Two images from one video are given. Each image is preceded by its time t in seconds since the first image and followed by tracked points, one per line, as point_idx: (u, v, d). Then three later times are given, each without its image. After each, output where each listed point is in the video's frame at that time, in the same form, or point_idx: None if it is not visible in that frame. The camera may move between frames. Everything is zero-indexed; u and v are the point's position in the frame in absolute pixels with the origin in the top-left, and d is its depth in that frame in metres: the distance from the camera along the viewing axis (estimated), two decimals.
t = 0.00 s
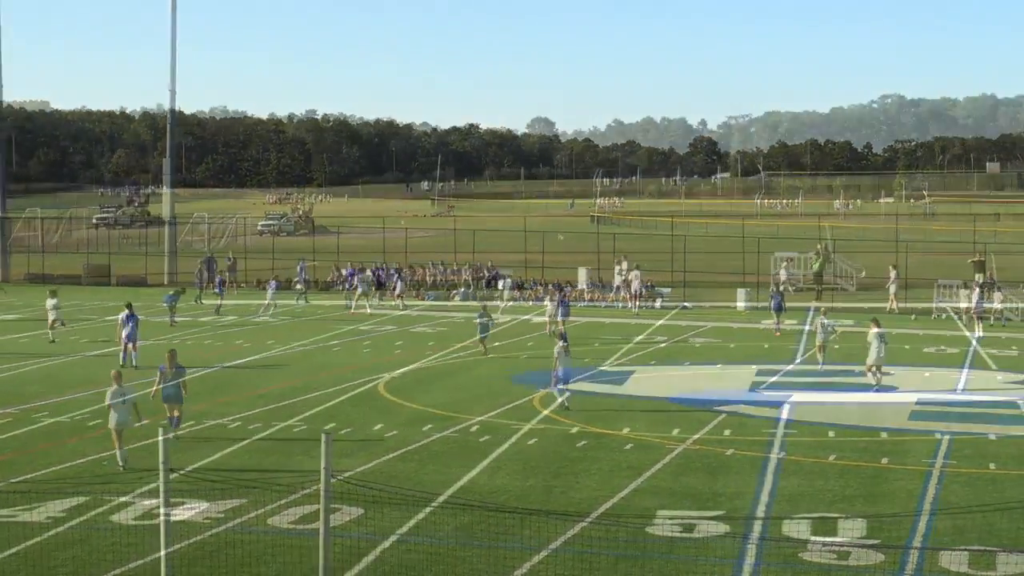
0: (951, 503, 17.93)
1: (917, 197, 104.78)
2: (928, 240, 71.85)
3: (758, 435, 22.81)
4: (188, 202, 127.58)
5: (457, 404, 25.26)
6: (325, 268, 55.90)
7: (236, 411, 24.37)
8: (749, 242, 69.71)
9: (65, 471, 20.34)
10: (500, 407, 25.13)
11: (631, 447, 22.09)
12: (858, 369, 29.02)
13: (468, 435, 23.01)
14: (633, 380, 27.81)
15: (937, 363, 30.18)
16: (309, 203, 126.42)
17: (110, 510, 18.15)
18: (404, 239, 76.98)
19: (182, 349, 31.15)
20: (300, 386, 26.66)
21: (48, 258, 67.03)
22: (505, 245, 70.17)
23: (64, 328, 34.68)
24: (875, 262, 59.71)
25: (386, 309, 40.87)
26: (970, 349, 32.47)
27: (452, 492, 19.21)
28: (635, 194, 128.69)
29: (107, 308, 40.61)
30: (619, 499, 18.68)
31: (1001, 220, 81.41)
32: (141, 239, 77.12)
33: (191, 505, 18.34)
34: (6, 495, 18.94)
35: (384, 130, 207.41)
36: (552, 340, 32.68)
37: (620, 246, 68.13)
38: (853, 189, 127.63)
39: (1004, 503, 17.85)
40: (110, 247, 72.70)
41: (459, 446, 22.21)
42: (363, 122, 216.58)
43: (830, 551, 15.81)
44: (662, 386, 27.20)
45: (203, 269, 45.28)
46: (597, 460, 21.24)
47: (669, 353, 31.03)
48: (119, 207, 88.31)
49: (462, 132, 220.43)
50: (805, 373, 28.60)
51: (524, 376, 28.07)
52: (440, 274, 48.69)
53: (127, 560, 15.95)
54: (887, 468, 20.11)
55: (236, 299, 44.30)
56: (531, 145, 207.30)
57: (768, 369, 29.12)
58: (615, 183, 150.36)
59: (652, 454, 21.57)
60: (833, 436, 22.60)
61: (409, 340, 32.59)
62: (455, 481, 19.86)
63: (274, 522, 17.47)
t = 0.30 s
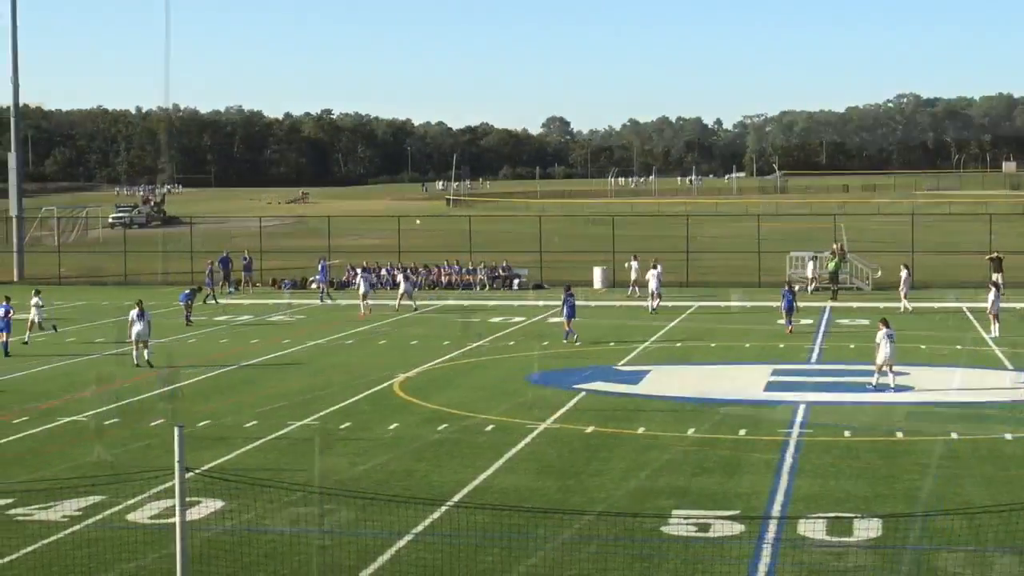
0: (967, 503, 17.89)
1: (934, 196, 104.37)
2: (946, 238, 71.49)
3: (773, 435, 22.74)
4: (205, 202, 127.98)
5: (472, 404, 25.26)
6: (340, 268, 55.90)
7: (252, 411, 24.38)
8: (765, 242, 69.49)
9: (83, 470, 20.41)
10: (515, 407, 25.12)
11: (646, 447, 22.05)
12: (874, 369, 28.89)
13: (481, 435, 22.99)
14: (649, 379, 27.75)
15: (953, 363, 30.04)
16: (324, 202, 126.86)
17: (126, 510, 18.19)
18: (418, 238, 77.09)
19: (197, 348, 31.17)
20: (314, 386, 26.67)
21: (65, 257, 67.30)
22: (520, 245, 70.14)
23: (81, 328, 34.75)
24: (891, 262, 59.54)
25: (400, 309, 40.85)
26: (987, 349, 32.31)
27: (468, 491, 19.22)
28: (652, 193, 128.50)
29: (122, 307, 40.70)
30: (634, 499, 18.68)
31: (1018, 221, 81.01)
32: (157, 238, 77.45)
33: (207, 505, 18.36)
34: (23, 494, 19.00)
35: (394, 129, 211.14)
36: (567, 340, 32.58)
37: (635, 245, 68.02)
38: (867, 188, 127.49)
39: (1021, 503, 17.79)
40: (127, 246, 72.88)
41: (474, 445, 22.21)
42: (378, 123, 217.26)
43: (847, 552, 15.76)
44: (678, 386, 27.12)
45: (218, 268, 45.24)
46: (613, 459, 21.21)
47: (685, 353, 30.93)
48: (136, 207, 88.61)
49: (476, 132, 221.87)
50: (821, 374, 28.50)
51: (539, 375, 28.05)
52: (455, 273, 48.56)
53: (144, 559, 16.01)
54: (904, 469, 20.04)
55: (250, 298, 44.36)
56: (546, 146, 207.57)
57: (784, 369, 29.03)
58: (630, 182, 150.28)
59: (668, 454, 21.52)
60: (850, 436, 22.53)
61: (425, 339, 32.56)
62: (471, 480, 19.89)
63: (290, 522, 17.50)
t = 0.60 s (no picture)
0: (984, 502, 17.81)
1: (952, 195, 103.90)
2: (963, 237, 71.12)
3: (789, 435, 22.66)
4: (222, 202, 128.38)
5: (488, 403, 25.23)
6: (356, 267, 55.87)
7: (269, 411, 24.41)
8: (782, 241, 69.25)
9: (101, 469, 20.49)
10: (531, 407, 25.08)
11: (662, 447, 21.99)
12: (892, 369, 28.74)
13: (497, 434, 22.95)
14: (665, 379, 27.67)
15: (971, 363, 29.86)
16: (339, 202, 127.04)
17: (142, 509, 18.25)
18: (433, 238, 77.10)
19: (213, 348, 31.20)
20: (331, 386, 26.67)
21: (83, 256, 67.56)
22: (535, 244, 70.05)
23: (98, 327, 34.82)
24: (908, 261, 59.27)
25: (416, 309, 40.84)
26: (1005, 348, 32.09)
27: (483, 490, 19.21)
28: (667, 192, 128.29)
29: (139, 307, 40.75)
30: (650, 499, 18.65)
31: None
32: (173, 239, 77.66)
33: (223, 504, 18.40)
34: (40, 493, 19.07)
35: (410, 130, 212.48)
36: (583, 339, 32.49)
37: (651, 245, 67.86)
38: (883, 187, 127.01)
39: None
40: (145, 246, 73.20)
41: (490, 445, 22.18)
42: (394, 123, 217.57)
43: (863, 551, 15.70)
44: (694, 386, 27.02)
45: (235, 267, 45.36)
46: (628, 459, 21.18)
47: (702, 352, 30.81)
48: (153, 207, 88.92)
49: (492, 132, 222.21)
50: (838, 373, 28.37)
51: (555, 375, 28.00)
52: (471, 272, 48.50)
53: (161, 558, 16.04)
54: (921, 468, 19.96)
55: (266, 298, 44.39)
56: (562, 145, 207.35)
57: (800, 368, 28.90)
58: (645, 181, 150.00)
59: (684, 453, 21.46)
60: (867, 436, 22.43)
61: (442, 339, 32.53)
62: (487, 480, 19.87)
63: (305, 521, 17.54)
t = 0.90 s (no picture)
0: (999, 503, 17.74)
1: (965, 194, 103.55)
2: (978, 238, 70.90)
3: (804, 435, 22.61)
4: (236, 202, 128.70)
5: (502, 404, 25.23)
6: (370, 267, 55.91)
7: (283, 411, 24.44)
8: (795, 241, 69.14)
9: (116, 469, 20.56)
10: (545, 407, 25.07)
11: (676, 447, 21.96)
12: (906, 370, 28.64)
13: (512, 435, 22.93)
14: (679, 380, 27.62)
15: (985, 363, 29.76)
16: (353, 202, 127.16)
17: (157, 508, 18.30)
18: (447, 238, 77.12)
19: (227, 348, 31.24)
20: (345, 386, 26.68)
21: (97, 256, 67.72)
22: (549, 244, 70.07)
23: (113, 328, 34.87)
24: (923, 261, 59.10)
25: (431, 309, 40.84)
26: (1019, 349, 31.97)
27: (497, 490, 19.19)
28: (681, 192, 128.01)
29: (154, 307, 40.83)
30: (665, 499, 18.62)
31: None
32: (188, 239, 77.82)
33: (237, 503, 18.44)
34: (55, 493, 19.11)
35: (424, 130, 212.93)
36: (596, 339, 32.45)
37: (665, 245, 67.80)
38: (897, 187, 126.68)
39: None
40: (159, 246, 73.35)
41: (503, 445, 22.17)
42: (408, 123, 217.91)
43: (875, 552, 15.66)
44: (708, 386, 26.98)
45: (250, 267, 45.47)
46: (642, 459, 21.16)
47: (715, 353, 30.76)
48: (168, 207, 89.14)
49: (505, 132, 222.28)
50: (853, 373, 28.32)
51: (569, 375, 27.98)
52: (484, 272, 48.48)
53: (175, 558, 16.06)
54: (934, 468, 19.91)
55: (280, 298, 44.44)
56: (576, 145, 207.36)
57: (815, 369, 28.85)
58: (658, 181, 149.81)
59: (698, 453, 21.44)
60: (881, 436, 22.39)
61: (456, 339, 32.52)
62: (501, 480, 19.87)
63: (320, 521, 17.54)
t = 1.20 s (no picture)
0: (1011, 504, 17.70)
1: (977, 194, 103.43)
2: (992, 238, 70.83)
3: (815, 436, 22.59)
4: (248, 203, 128.98)
5: (513, 404, 25.24)
6: (382, 267, 55.98)
7: (295, 411, 24.45)
8: (807, 241, 69.14)
9: (128, 468, 20.58)
10: (556, 407, 25.07)
11: (687, 448, 21.94)
12: (918, 371, 28.61)
13: (523, 435, 22.93)
14: (690, 380, 27.61)
15: (997, 363, 29.76)
16: (365, 202, 127.32)
17: (169, 508, 18.33)
18: (459, 238, 77.18)
19: (240, 348, 31.28)
20: (357, 386, 26.69)
21: (109, 256, 67.87)
22: (560, 245, 70.13)
23: (124, 328, 34.90)
24: (935, 262, 59.02)
25: (442, 309, 40.84)
26: None
27: (508, 491, 19.18)
28: (692, 191, 128.05)
29: (165, 306, 40.91)
30: (676, 499, 18.59)
31: None
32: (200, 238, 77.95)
33: (249, 503, 18.45)
34: (67, 492, 19.14)
35: (435, 130, 213.28)
36: (608, 339, 32.47)
37: (676, 245, 67.85)
38: (910, 187, 126.49)
39: None
40: (172, 246, 73.49)
41: (515, 445, 22.17)
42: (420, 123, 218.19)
43: (886, 553, 15.63)
44: (719, 386, 26.97)
45: (262, 268, 45.58)
46: (653, 459, 21.13)
47: (727, 353, 30.75)
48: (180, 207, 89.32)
49: (516, 132, 222.50)
50: (864, 373, 28.30)
51: (581, 375, 27.98)
52: (495, 273, 48.50)
53: (187, 557, 16.07)
54: (946, 469, 19.86)
55: (292, 298, 44.47)
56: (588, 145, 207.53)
57: (826, 369, 28.82)
58: (669, 182, 149.83)
59: (709, 454, 21.41)
60: (893, 436, 22.35)
61: (468, 339, 32.53)
62: (512, 480, 19.86)
63: (330, 521, 17.55)
